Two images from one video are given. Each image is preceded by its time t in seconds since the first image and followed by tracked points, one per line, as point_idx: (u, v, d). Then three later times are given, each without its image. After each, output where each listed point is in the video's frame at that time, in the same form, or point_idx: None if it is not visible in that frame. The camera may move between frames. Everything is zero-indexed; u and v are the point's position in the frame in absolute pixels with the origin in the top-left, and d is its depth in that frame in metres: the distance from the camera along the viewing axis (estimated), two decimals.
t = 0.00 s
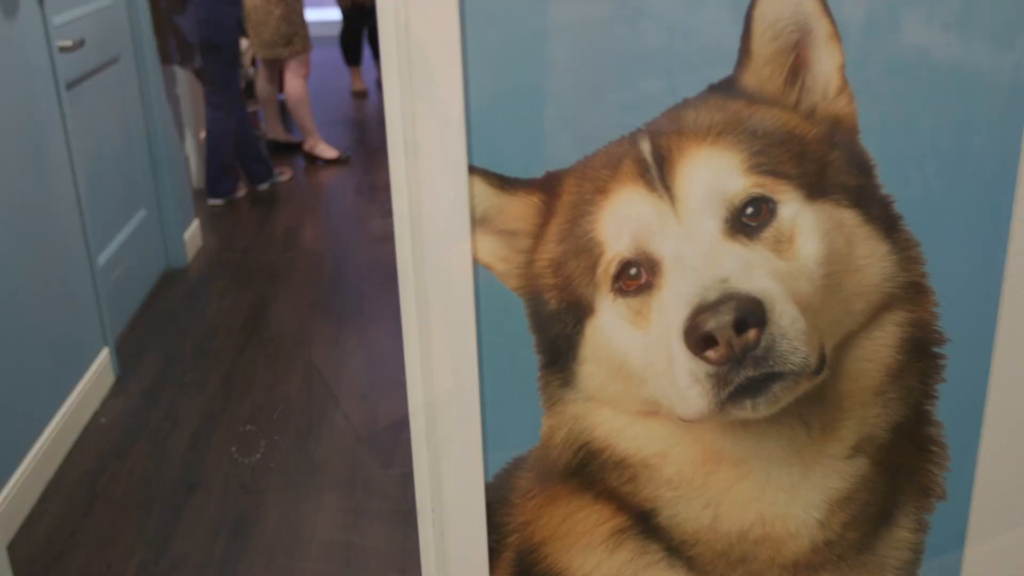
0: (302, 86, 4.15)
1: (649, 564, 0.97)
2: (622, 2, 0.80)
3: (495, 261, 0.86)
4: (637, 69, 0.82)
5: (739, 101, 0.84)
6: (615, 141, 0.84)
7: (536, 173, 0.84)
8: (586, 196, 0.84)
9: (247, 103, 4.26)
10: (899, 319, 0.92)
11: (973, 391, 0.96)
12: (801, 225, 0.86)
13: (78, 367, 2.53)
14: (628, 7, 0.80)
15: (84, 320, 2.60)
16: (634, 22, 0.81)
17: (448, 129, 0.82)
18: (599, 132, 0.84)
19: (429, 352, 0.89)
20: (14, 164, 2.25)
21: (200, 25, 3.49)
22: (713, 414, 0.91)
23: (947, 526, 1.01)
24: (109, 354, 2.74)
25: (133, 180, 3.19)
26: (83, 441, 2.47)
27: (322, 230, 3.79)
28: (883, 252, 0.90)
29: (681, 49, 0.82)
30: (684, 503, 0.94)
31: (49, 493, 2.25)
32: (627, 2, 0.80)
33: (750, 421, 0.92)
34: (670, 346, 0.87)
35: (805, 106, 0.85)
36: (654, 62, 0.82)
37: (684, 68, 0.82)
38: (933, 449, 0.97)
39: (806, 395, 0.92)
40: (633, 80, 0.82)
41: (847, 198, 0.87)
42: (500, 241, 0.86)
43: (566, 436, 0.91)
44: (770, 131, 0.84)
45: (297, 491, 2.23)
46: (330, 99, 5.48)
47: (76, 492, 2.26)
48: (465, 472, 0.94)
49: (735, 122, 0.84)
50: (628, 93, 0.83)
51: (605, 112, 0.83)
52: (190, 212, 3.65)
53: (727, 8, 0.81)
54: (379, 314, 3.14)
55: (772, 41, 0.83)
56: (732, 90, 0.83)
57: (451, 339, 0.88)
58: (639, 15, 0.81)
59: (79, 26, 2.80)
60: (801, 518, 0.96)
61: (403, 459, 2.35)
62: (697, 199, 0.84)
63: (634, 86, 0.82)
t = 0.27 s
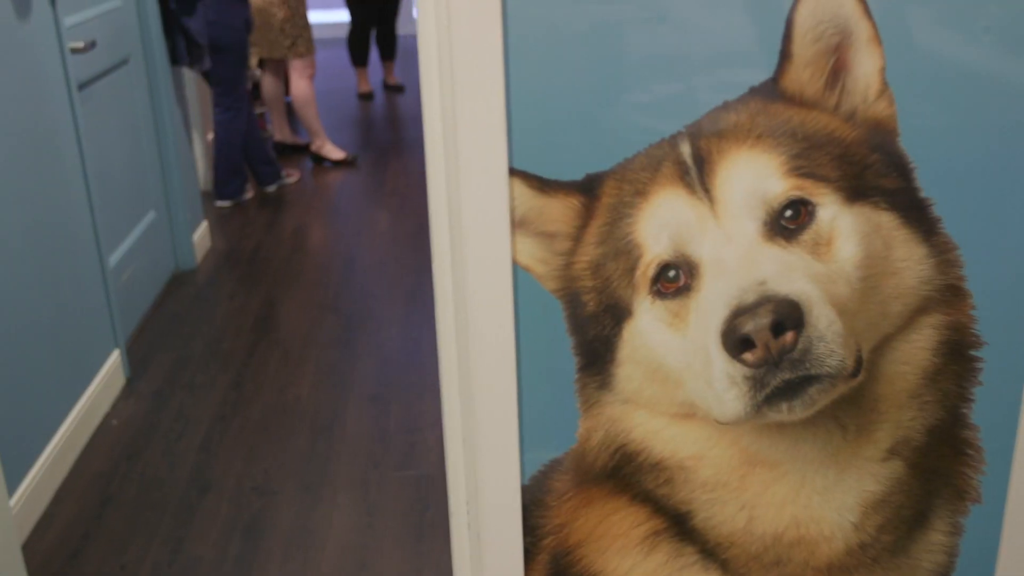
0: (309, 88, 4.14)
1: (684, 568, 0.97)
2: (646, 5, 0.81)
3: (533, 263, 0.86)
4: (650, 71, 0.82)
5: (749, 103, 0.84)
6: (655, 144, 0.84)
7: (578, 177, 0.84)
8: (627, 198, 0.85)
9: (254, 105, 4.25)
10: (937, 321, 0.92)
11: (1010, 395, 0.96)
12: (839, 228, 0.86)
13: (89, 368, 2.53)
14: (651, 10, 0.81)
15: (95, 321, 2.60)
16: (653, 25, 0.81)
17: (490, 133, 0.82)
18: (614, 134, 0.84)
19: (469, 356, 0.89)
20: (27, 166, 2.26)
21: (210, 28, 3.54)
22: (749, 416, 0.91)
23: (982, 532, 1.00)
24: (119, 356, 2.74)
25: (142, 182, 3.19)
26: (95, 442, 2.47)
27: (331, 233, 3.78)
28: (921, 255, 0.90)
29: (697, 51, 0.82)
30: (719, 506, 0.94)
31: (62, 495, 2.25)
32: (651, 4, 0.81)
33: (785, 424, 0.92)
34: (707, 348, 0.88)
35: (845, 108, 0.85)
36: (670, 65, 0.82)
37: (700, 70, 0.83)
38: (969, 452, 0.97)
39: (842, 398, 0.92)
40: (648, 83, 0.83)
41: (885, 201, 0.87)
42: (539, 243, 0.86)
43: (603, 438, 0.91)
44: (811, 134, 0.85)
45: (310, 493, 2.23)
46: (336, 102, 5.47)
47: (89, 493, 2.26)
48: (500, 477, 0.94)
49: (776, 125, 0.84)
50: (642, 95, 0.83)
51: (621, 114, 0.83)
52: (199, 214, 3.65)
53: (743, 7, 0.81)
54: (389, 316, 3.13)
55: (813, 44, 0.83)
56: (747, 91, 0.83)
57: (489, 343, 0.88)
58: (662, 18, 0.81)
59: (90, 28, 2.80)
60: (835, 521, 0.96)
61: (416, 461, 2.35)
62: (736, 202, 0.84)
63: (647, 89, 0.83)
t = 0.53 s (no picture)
0: (321, 93, 4.15)
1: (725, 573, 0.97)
2: (668, 9, 0.81)
3: (580, 266, 0.87)
4: (669, 75, 0.82)
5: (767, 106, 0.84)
6: (703, 149, 0.85)
7: (625, 181, 0.85)
8: (674, 202, 0.85)
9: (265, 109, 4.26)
10: (981, 325, 0.92)
11: None
12: (884, 232, 0.87)
13: (107, 371, 2.53)
14: (674, 13, 0.81)
15: (113, 324, 2.60)
16: (674, 29, 0.81)
17: (543, 136, 0.83)
18: (630, 138, 0.84)
19: (514, 358, 0.91)
20: (48, 169, 2.26)
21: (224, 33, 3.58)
22: (791, 420, 0.91)
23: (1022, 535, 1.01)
24: (136, 359, 2.74)
25: (158, 186, 3.19)
26: (112, 445, 2.47)
27: (342, 237, 3.78)
28: (966, 259, 0.90)
29: (717, 55, 0.82)
30: (760, 510, 0.94)
31: (81, 497, 2.25)
32: (673, 8, 0.81)
33: (828, 428, 0.92)
34: (750, 350, 0.88)
35: (893, 112, 0.85)
36: (690, 67, 0.82)
37: (718, 72, 0.83)
38: (1010, 456, 0.98)
39: (885, 402, 0.92)
40: (665, 86, 0.83)
41: (930, 206, 0.87)
42: (586, 247, 0.87)
43: (647, 441, 0.92)
44: (857, 138, 0.85)
45: (327, 496, 2.23)
46: (347, 107, 5.48)
47: (108, 495, 2.26)
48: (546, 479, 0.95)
49: (824, 129, 0.85)
50: (661, 99, 0.83)
51: (639, 118, 0.83)
52: (212, 218, 3.65)
53: (762, 7, 0.81)
54: (403, 320, 3.13)
55: (862, 49, 0.83)
56: (767, 96, 0.83)
57: (534, 344, 0.89)
58: (684, 21, 0.81)
59: (108, 34, 2.82)
60: (876, 526, 0.96)
61: (432, 464, 2.35)
62: (783, 206, 0.85)
63: (666, 93, 0.83)
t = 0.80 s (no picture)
0: (332, 98, 4.16)
1: None
2: (694, 14, 0.81)
3: (628, 272, 0.88)
4: (686, 80, 0.82)
5: (783, 112, 0.84)
6: (753, 154, 0.85)
7: (676, 186, 0.85)
8: (724, 208, 0.85)
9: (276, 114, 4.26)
10: None
11: None
12: (933, 238, 0.87)
13: (122, 375, 2.53)
14: (700, 19, 0.81)
15: (127, 328, 2.60)
16: (700, 35, 0.81)
17: (598, 141, 0.84)
18: (639, 139, 0.84)
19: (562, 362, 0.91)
20: (66, 174, 2.27)
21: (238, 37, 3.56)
22: (837, 427, 0.91)
23: None
24: (150, 363, 2.74)
25: (170, 190, 3.19)
26: (127, 448, 2.47)
27: (353, 242, 3.78)
28: (1014, 266, 0.90)
29: (738, 59, 0.82)
30: (804, 517, 0.94)
31: (96, 501, 2.25)
32: (699, 13, 0.81)
33: (874, 434, 0.92)
34: (797, 357, 0.88)
35: (943, 119, 0.86)
36: (710, 71, 0.82)
37: (739, 77, 0.83)
38: None
39: (931, 409, 0.92)
40: (687, 88, 0.83)
41: (979, 212, 0.88)
42: (636, 252, 0.87)
43: (692, 447, 0.92)
44: (907, 144, 0.85)
45: (343, 502, 2.23)
46: (355, 112, 5.48)
47: (123, 499, 2.26)
48: (590, 482, 0.95)
49: (874, 134, 0.85)
50: (682, 105, 0.83)
51: (657, 125, 0.84)
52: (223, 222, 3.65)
53: (801, 13, 0.81)
54: (415, 325, 3.13)
55: (913, 55, 0.84)
56: (787, 100, 0.84)
57: (582, 349, 0.90)
58: (712, 27, 0.81)
59: (124, 38, 2.82)
60: (920, 532, 0.96)
61: (447, 470, 2.34)
62: (831, 211, 0.85)
63: (688, 98, 0.83)
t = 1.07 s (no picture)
0: (343, 103, 4.16)
1: None
2: (718, 21, 0.82)
3: (674, 279, 0.89)
4: (711, 90, 0.84)
5: (803, 122, 0.85)
6: (800, 163, 0.86)
7: (722, 195, 0.86)
8: (772, 215, 0.86)
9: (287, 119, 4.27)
10: None
11: None
12: (978, 247, 0.88)
13: (137, 380, 2.53)
14: (725, 26, 0.82)
15: (141, 332, 2.60)
16: (725, 41, 0.83)
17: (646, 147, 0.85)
18: (664, 148, 0.85)
19: (607, 368, 0.91)
20: (82, 179, 2.27)
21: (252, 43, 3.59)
22: (880, 435, 0.91)
23: None
24: (163, 367, 2.73)
25: (184, 195, 3.19)
26: (141, 453, 2.46)
27: (364, 247, 3.78)
28: None
29: (758, 68, 0.83)
30: (845, 525, 0.94)
31: (111, 506, 2.24)
32: (723, 21, 0.82)
33: (916, 443, 0.92)
34: (842, 366, 0.88)
35: (990, 128, 0.87)
36: (737, 81, 0.84)
37: (761, 86, 0.84)
38: None
39: (973, 417, 0.92)
40: (726, 94, 0.84)
41: None
42: (681, 259, 0.88)
43: (734, 455, 0.92)
44: (955, 153, 0.86)
45: (358, 508, 2.22)
46: (364, 117, 5.48)
47: (137, 503, 2.26)
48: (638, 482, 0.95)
49: (923, 143, 0.86)
50: (704, 113, 0.84)
51: (678, 130, 0.85)
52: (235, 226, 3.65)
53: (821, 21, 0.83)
54: (429, 330, 3.13)
55: (962, 64, 0.85)
56: (810, 109, 0.85)
57: (626, 355, 0.90)
58: (738, 33, 0.82)
59: (140, 43, 2.83)
60: (960, 541, 0.96)
61: (464, 476, 2.33)
62: (877, 220, 0.85)
63: (709, 107, 0.84)
